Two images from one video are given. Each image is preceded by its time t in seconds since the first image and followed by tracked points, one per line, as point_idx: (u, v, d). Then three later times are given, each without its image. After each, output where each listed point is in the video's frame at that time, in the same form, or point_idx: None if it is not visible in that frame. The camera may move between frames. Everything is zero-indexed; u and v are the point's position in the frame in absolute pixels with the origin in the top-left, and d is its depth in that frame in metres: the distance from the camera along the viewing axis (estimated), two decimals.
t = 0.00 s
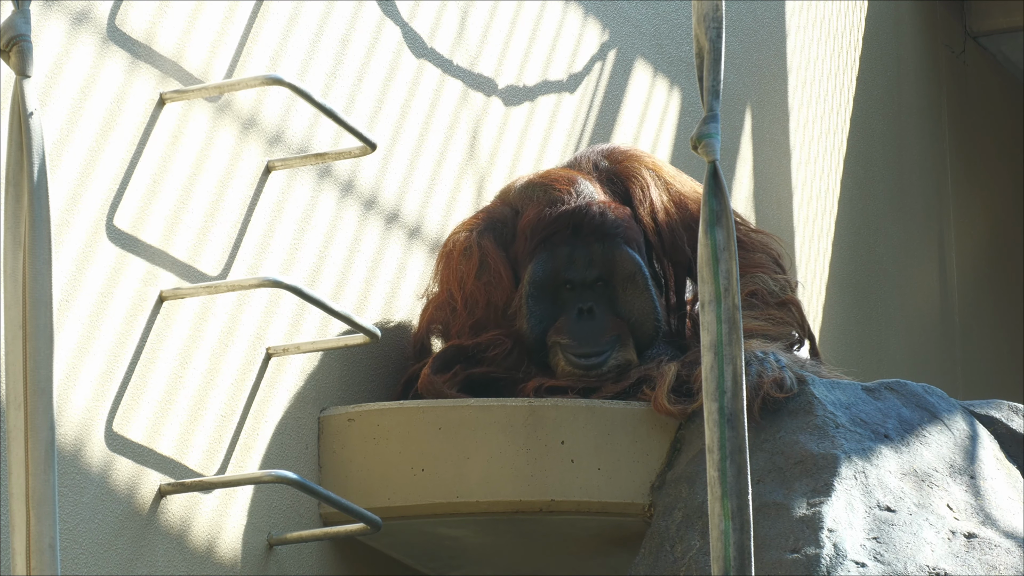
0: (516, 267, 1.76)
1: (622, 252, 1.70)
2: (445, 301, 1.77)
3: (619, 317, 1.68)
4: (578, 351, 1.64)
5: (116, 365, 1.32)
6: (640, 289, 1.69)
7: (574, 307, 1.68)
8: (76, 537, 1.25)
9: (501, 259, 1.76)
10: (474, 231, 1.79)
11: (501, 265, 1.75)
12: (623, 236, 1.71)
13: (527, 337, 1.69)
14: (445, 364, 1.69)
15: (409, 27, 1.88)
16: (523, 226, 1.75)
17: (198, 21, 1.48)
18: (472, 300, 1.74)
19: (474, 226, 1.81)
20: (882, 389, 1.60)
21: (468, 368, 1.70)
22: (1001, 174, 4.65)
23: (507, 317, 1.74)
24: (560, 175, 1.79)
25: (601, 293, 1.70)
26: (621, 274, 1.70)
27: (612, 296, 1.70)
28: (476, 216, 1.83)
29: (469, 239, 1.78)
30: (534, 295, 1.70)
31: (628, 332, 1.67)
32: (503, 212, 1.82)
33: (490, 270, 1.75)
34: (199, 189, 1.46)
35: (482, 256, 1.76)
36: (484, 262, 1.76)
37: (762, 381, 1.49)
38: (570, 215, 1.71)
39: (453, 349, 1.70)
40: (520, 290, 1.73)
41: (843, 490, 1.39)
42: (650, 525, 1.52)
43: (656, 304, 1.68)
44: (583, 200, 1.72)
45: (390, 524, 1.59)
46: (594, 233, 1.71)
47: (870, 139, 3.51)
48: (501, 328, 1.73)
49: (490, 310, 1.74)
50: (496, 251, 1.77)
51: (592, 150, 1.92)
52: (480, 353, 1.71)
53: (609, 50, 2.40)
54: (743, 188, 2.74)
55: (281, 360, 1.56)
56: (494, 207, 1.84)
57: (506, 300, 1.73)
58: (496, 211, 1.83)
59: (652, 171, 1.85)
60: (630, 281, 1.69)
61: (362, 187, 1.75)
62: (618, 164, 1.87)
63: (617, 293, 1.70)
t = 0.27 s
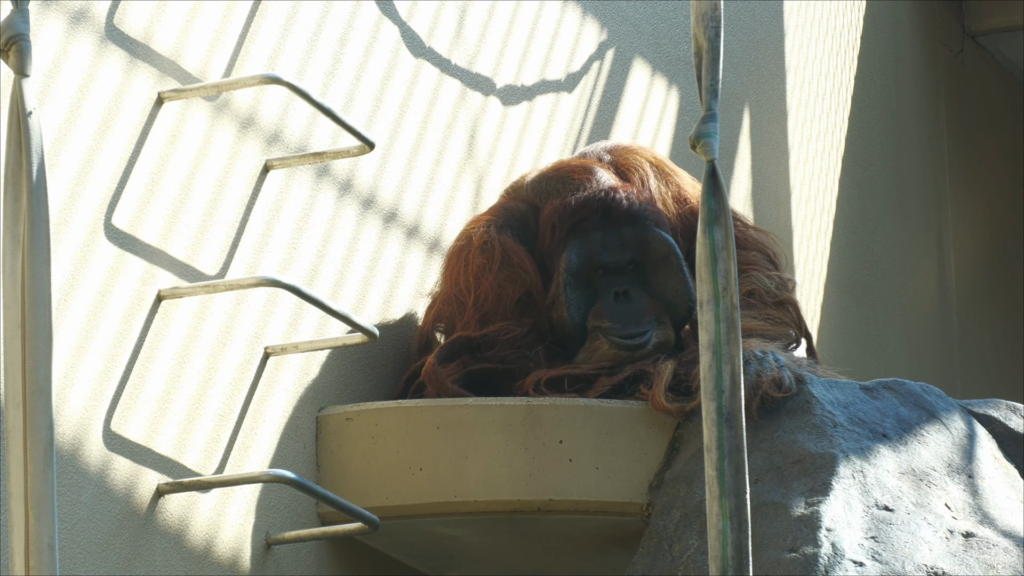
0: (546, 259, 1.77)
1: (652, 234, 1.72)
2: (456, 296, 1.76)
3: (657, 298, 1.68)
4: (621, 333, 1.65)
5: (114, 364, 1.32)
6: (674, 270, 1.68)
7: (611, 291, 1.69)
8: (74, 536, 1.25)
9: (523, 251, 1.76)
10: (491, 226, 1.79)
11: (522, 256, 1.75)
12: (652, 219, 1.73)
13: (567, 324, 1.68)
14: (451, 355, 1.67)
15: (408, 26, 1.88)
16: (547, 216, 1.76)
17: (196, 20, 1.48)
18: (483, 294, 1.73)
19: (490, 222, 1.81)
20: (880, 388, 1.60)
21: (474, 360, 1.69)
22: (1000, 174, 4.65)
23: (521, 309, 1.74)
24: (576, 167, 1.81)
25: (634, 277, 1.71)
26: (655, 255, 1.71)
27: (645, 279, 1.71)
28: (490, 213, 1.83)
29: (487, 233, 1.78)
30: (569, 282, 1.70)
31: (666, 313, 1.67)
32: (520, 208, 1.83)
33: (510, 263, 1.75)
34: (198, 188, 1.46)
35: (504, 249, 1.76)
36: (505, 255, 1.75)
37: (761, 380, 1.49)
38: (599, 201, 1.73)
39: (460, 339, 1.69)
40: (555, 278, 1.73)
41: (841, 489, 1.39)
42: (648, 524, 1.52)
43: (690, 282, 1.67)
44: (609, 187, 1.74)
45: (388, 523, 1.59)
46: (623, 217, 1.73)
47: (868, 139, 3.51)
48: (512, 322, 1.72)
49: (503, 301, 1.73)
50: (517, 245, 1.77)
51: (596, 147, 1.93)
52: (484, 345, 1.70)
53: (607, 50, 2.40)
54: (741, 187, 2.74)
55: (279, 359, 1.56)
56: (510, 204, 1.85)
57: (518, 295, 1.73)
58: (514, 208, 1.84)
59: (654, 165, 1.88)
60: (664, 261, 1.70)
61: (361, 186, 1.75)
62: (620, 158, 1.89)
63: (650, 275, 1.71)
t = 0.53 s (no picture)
0: (567, 253, 1.83)
1: (672, 227, 1.82)
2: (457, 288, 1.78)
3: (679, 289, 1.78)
4: (646, 324, 1.72)
5: (110, 365, 1.32)
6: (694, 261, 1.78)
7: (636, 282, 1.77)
8: (70, 537, 1.24)
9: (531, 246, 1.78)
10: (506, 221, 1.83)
11: (530, 251, 1.78)
12: (670, 212, 1.83)
13: (594, 316, 1.76)
14: (451, 349, 1.66)
15: (404, 27, 1.88)
16: (567, 210, 1.82)
17: (192, 20, 1.48)
18: (484, 288, 1.74)
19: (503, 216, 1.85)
20: (876, 389, 1.60)
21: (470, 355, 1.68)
22: (995, 174, 4.66)
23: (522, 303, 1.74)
24: (589, 162, 1.88)
25: (655, 269, 1.81)
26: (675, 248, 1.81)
27: (665, 270, 1.80)
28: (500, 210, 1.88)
29: (495, 229, 1.80)
30: (597, 274, 1.78)
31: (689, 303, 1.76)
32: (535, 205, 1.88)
33: (517, 258, 1.77)
34: (193, 189, 1.46)
35: (513, 244, 1.78)
36: (513, 249, 1.77)
37: (758, 380, 1.49)
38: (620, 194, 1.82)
39: (460, 334, 1.68)
40: (580, 271, 1.80)
41: (837, 490, 1.39)
42: (644, 525, 1.52)
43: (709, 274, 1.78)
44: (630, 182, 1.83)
45: (385, 524, 1.59)
46: (643, 210, 1.83)
47: (864, 139, 3.51)
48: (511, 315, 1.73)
49: (505, 295, 1.73)
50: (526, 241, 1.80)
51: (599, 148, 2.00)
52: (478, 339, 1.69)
53: (603, 50, 2.40)
54: (737, 188, 2.74)
55: (275, 359, 1.56)
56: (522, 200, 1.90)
57: (521, 290, 1.74)
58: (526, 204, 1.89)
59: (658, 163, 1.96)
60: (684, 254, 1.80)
61: (357, 186, 1.75)
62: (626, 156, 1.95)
63: (671, 267, 1.80)
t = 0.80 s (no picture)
0: (573, 248, 1.84)
1: (679, 224, 1.84)
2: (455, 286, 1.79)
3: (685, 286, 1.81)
4: (650, 319, 1.73)
5: (104, 366, 1.32)
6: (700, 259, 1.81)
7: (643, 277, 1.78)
8: (63, 538, 1.24)
9: (531, 246, 1.79)
10: (512, 217, 1.84)
11: (530, 251, 1.78)
12: (677, 208, 1.85)
13: (600, 310, 1.76)
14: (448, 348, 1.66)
15: (399, 28, 1.88)
16: (573, 204, 1.83)
17: (187, 21, 1.48)
18: (482, 287, 1.74)
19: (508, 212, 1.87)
20: (870, 390, 1.60)
21: (464, 354, 1.68)
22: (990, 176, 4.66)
23: (518, 304, 1.74)
24: (595, 159, 1.90)
25: (661, 265, 1.83)
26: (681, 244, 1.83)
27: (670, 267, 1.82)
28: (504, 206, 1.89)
29: (498, 227, 1.80)
30: (604, 268, 1.79)
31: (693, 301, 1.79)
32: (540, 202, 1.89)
33: (518, 257, 1.77)
34: (188, 190, 1.46)
35: (514, 243, 1.78)
36: (514, 249, 1.78)
37: (751, 382, 1.49)
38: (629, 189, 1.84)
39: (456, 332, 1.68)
40: (586, 265, 1.81)
41: (831, 492, 1.39)
42: (638, 526, 1.52)
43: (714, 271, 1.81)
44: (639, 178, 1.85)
45: (379, 525, 1.58)
46: (652, 205, 1.84)
47: (858, 141, 3.52)
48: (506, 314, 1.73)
49: (501, 295, 1.74)
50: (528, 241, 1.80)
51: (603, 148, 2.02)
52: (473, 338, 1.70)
53: (598, 52, 2.40)
54: (732, 189, 2.74)
55: (270, 361, 1.56)
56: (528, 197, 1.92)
57: (518, 290, 1.74)
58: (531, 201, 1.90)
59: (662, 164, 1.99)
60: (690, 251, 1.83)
61: (352, 187, 1.75)
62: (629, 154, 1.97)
63: (677, 263, 1.83)
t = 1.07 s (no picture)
0: (577, 246, 1.85)
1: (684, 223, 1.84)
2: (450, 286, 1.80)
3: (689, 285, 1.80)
4: (652, 319, 1.73)
5: (99, 367, 1.32)
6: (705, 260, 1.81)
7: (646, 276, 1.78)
8: (59, 538, 1.24)
9: (527, 249, 1.79)
10: (516, 215, 1.85)
11: (525, 255, 1.78)
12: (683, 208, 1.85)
13: (602, 308, 1.78)
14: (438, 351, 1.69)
15: (394, 29, 1.88)
16: (579, 202, 1.84)
17: (181, 22, 1.48)
18: (474, 288, 1.76)
19: (512, 210, 1.88)
20: (865, 392, 1.60)
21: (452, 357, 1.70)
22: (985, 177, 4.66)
23: (507, 306, 1.75)
24: (602, 158, 1.91)
25: (665, 264, 1.83)
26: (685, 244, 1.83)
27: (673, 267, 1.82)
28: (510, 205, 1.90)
29: (497, 228, 1.81)
30: (607, 266, 1.80)
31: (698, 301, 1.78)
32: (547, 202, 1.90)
33: (512, 260, 1.77)
34: (183, 191, 1.46)
35: (511, 245, 1.79)
36: (510, 251, 1.78)
37: (746, 382, 1.49)
38: (633, 188, 1.84)
39: (444, 334, 1.70)
40: (590, 263, 1.82)
41: (827, 493, 1.39)
42: (632, 527, 1.52)
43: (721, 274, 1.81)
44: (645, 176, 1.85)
45: (374, 526, 1.58)
46: (657, 205, 1.84)
47: (854, 142, 3.52)
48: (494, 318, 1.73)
49: (491, 298, 1.74)
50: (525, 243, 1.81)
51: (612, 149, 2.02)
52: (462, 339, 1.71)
53: (593, 53, 2.41)
54: (728, 190, 2.74)
55: (264, 361, 1.56)
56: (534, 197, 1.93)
57: (509, 294, 1.74)
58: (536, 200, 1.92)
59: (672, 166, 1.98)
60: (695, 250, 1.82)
61: (347, 188, 1.75)
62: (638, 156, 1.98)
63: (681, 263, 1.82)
